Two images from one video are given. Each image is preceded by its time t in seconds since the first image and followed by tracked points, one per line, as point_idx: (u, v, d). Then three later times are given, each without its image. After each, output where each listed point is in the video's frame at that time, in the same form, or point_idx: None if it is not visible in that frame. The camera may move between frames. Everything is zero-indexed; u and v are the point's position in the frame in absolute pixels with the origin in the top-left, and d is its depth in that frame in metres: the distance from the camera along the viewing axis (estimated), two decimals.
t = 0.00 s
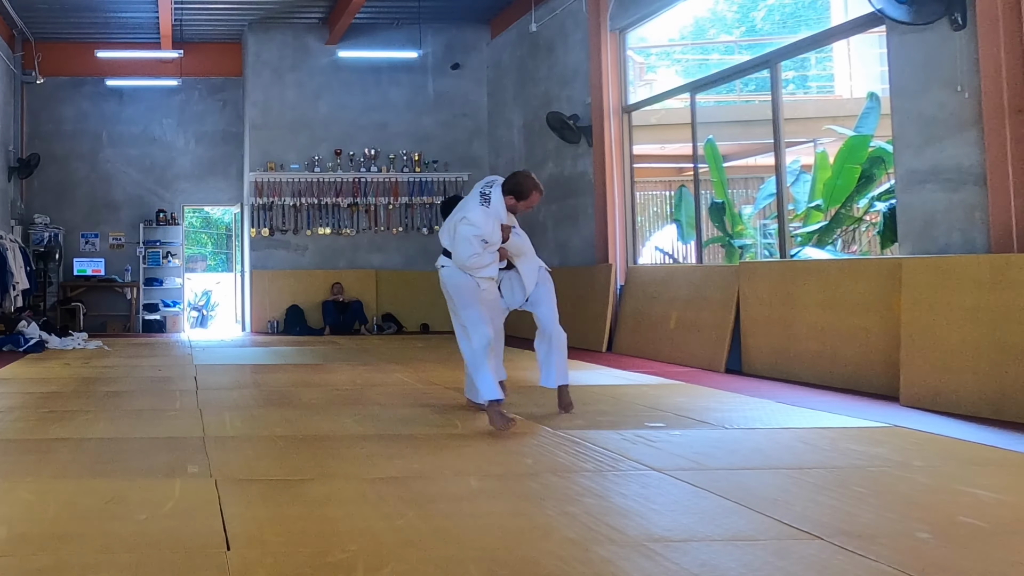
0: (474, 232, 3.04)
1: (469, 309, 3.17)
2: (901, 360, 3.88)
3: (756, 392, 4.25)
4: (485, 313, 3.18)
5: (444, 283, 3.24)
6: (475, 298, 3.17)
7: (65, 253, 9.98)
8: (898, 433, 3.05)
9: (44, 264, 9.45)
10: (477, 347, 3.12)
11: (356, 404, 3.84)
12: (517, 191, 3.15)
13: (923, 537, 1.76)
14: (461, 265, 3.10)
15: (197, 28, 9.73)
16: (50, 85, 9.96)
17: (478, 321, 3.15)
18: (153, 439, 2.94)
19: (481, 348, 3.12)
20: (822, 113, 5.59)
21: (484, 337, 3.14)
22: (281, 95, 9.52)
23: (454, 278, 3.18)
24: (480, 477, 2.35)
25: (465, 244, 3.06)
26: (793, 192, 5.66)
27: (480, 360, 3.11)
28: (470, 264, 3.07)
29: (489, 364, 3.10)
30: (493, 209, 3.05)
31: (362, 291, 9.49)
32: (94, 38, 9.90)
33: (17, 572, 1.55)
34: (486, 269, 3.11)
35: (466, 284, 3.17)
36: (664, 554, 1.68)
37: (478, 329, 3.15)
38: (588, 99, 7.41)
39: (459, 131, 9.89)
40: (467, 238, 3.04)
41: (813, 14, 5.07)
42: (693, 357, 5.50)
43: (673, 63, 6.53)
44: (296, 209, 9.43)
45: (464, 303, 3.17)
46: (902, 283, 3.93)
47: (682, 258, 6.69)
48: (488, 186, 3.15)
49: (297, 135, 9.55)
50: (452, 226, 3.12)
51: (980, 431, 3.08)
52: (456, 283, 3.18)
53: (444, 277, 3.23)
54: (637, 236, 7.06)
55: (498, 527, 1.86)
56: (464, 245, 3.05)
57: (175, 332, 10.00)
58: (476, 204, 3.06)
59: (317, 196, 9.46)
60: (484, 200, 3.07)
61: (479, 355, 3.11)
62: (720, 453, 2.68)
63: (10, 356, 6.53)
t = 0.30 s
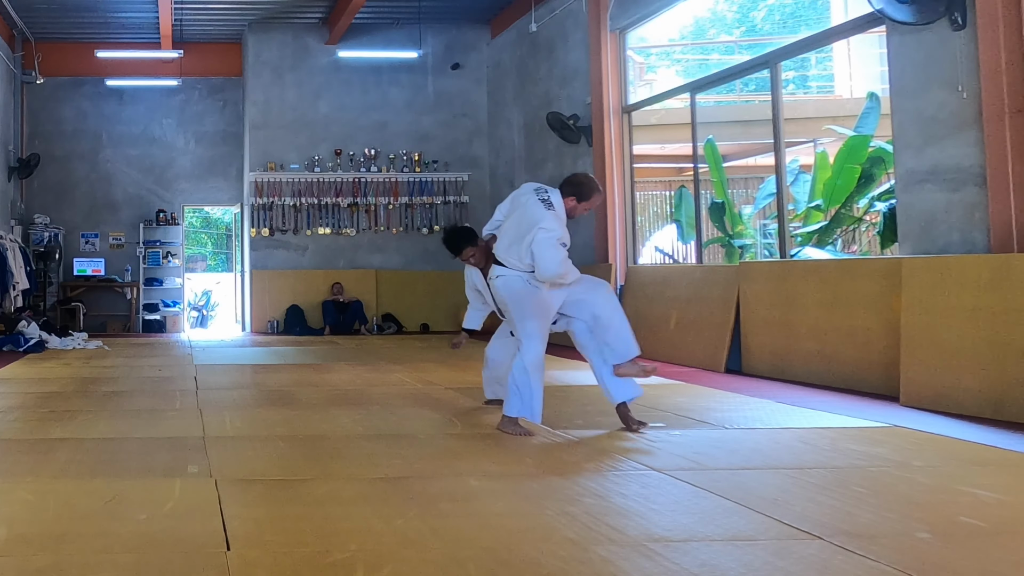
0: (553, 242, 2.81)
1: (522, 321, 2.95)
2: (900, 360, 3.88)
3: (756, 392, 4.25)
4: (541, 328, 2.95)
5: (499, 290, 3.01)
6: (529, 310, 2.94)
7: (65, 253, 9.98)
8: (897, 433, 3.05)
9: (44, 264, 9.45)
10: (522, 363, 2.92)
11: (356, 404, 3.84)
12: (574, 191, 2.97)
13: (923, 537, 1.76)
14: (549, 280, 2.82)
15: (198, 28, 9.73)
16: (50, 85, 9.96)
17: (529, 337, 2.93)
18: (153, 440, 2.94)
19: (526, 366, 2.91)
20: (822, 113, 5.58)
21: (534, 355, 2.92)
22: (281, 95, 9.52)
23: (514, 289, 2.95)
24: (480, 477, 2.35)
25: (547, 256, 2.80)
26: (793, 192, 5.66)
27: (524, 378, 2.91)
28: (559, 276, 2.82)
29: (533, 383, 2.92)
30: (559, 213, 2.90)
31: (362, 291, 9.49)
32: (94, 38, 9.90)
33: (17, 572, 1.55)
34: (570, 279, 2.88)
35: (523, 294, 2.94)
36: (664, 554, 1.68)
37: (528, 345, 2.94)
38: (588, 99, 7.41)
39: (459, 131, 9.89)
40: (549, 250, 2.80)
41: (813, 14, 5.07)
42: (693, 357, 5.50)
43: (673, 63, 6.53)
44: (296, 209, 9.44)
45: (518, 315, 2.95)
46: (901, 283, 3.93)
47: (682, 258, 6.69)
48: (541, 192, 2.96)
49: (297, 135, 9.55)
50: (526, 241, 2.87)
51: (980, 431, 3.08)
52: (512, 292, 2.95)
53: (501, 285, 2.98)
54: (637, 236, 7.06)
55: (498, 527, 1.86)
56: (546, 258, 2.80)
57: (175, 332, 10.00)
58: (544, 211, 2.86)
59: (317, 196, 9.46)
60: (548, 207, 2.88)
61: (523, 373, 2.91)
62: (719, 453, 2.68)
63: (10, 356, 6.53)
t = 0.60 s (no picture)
0: (586, 213, 2.85)
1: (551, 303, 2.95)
2: (900, 360, 3.88)
3: (755, 392, 4.25)
4: (567, 316, 2.95)
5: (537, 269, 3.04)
6: (560, 295, 2.94)
7: (65, 253, 9.98)
8: (897, 432, 3.05)
9: (44, 264, 9.44)
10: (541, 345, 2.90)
11: (356, 404, 3.84)
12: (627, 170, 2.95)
13: (923, 537, 1.76)
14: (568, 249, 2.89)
15: (198, 28, 9.73)
16: (50, 85, 9.96)
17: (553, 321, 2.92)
18: (153, 440, 2.94)
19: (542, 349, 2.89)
20: (823, 113, 5.59)
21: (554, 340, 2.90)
22: (281, 95, 9.52)
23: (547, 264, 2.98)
24: (480, 477, 2.35)
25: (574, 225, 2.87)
26: (793, 192, 5.68)
27: (538, 359, 2.89)
28: (581, 246, 2.88)
29: (544, 366, 2.89)
30: (608, 189, 2.91)
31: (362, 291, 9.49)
32: (93, 38, 9.90)
33: (17, 572, 1.55)
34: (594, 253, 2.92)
35: (558, 278, 2.95)
36: (664, 554, 1.68)
37: (550, 329, 2.91)
38: (588, 99, 7.42)
39: (459, 131, 9.89)
40: (577, 218, 2.85)
41: (813, 14, 5.07)
42: (693, 357, 5.50)
43: (673, 63, 6.53)
44: (296, 209, 9.44)
45: (548, 297, 2.95)
46: (902, 283, 3.93)
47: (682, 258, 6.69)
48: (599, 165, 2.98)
49: (297, 135, 9.55)
50: (562, 208, 2.93)
51: (980, 431, 3.08)
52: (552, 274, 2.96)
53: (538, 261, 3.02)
54: (637, 236, 7.06)
55: (497, 527, 1.86)
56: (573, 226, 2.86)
57: (175, 332, 10.00)
58: (591, 183, 2.89)
59: (317, 196, 9.47)
60: (593, 178, 2.91)
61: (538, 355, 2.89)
62: (719, 453, 2.68)
63: (10, 356, 6.53)
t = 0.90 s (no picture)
0: (650, 208, 2.93)
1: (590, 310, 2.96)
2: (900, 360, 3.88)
3: (756, 392, 4.24)
4: (614, 321, 2.96)
5: (574, 269, 3.03)
6: (605, 300, 2.94)
7: (65, 253, 9.98)
8: (897, 433, 3.05)
9: (44, 264, 9.44)
10: (592, 354, 2.92)
11: (357, 404, 3.84)
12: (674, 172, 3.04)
13: (923, 537, 1.76)
14: (631, 242, 2.97)
15: (198, 28, 9.73)
16: (50, 84, 9.96)
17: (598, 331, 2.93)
18: (153, 440, 2.94)
19: (594, 357, 2.92)
20: (823, 113, 5.64)
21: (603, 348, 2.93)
22: (281, 95, 9.51)
23: (592, 265, 2.96)
24: (480, 477, 2.35)
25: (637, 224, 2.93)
26: (793, 192, 5.68)
27: (592, 369, 2.91)
28: (642, 239, 2.96)
29: (600, 375, 2.91)
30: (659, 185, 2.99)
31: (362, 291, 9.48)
32: (94, 38, 9.90)
33: (17, 572, 1.55)
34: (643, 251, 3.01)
35: (600, 280, 2.95)
36: (665, 554, 1.67)
37: (599, 338, 2.93)
38: (588, 99, 7.41)
39: (459, 131, 9.89)
40: (642, 214, 2.92)
41: (813, 14, 5.07)
42: (694, 357, 5.49)
43: (673, 63, 6.52)
44: (296, 208, 9.44)
45: (594, 304, 2.94)
46: (901, 283, 3.92)
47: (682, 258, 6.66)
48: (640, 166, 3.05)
49: (297, 135, 9.54)
50: (619, 203, 2.97)
51: (981, 431, 3.08)
52: (597, 278, 2.95)
53: (578, 262, 3.00)
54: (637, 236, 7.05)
55: (498, 526, 1.86)
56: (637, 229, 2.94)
57: (174, 332, 9.99)
58: (646, 178, 2.96)
59: (317, 196, 9.47)
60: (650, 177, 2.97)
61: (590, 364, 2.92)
62: (720, 453, 2.68)
63: (10, 356, 6.53)
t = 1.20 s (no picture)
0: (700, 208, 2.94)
1: (662, 307, 2.75)
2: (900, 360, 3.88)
3: (755, 392, 4.24)
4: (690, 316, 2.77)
5: (634, 269, 2.82)
6: (678, 293, 2.77)
7: (65, 253, 9.98)
8: (897, 433, 3.05)
9: (44, 264, 9.44)
10: (678, 353, 2.71)
11: (357, 404, 3.84)
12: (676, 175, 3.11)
13: (923, 537, 1.76)
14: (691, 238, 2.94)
15: (198, 28, 9.73)
16: (50, 84, 9.96)
17: (678, 325, 2.72)
18: (153, 440, 2.94)
19: (680, 354, 2.71)
20: (823, 112, 5.66)
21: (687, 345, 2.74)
22: (281, 95, 9.51)
23: (657, 260, 2.80)
24: (480, 477, 2.35)
25: (691, 212, 2.91)
26: (793, 192, 5.66)
27: (683, 366, 2.70)
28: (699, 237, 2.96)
29: (692, 372, 2.71)
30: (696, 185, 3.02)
31: (362, 291, 9.48)
32: (93, 38, 9.90)
33: (17, 572, 1.55)
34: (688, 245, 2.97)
35: (667, 275, 2.79)
36: (666, 555, 1.67)
37: (682, 335, 2.72)
38: (588, 99, 7.42)
39: (459, 131, 9.89)
40: (693, 202, 2.92)
41: (813, 14, 5.07)
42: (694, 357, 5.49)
43: (673, 63, 6.52)
44: (296, 209, 9.45)
45: (666, 301, 2.75)
46: (901, 283, 3.92)
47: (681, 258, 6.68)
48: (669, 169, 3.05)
49: (297, 135, 9.54)
50: (668, 195, 2.89)
51: (981, 431, 3.08)
52: (661, 273, 2.78)
53: (643, 258, 2.80)
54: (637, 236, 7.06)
55: (498, 526, 1.86)
56: (693, 217, 2.92)
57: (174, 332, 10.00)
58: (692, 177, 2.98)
59: (317, 196, 9.47)
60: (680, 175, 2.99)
61: (680, 362, 2.71)
62: (720, 453, 2.68)
63: (11, 356, 6.53)
